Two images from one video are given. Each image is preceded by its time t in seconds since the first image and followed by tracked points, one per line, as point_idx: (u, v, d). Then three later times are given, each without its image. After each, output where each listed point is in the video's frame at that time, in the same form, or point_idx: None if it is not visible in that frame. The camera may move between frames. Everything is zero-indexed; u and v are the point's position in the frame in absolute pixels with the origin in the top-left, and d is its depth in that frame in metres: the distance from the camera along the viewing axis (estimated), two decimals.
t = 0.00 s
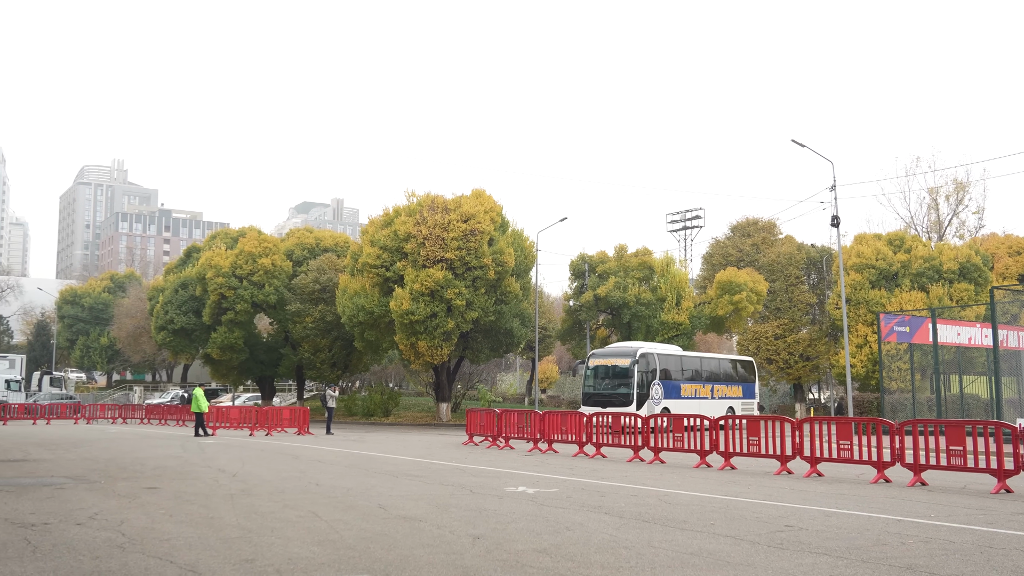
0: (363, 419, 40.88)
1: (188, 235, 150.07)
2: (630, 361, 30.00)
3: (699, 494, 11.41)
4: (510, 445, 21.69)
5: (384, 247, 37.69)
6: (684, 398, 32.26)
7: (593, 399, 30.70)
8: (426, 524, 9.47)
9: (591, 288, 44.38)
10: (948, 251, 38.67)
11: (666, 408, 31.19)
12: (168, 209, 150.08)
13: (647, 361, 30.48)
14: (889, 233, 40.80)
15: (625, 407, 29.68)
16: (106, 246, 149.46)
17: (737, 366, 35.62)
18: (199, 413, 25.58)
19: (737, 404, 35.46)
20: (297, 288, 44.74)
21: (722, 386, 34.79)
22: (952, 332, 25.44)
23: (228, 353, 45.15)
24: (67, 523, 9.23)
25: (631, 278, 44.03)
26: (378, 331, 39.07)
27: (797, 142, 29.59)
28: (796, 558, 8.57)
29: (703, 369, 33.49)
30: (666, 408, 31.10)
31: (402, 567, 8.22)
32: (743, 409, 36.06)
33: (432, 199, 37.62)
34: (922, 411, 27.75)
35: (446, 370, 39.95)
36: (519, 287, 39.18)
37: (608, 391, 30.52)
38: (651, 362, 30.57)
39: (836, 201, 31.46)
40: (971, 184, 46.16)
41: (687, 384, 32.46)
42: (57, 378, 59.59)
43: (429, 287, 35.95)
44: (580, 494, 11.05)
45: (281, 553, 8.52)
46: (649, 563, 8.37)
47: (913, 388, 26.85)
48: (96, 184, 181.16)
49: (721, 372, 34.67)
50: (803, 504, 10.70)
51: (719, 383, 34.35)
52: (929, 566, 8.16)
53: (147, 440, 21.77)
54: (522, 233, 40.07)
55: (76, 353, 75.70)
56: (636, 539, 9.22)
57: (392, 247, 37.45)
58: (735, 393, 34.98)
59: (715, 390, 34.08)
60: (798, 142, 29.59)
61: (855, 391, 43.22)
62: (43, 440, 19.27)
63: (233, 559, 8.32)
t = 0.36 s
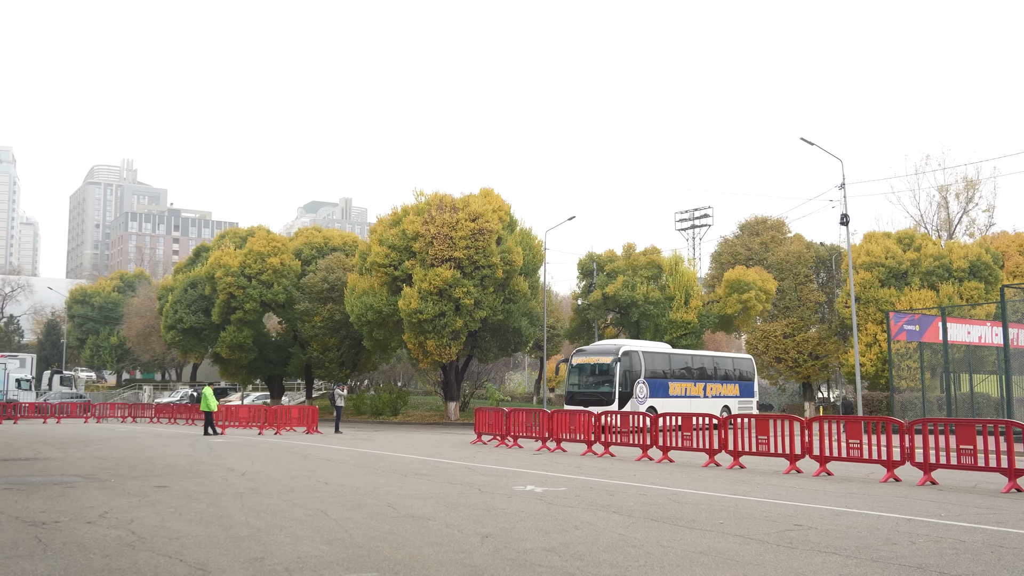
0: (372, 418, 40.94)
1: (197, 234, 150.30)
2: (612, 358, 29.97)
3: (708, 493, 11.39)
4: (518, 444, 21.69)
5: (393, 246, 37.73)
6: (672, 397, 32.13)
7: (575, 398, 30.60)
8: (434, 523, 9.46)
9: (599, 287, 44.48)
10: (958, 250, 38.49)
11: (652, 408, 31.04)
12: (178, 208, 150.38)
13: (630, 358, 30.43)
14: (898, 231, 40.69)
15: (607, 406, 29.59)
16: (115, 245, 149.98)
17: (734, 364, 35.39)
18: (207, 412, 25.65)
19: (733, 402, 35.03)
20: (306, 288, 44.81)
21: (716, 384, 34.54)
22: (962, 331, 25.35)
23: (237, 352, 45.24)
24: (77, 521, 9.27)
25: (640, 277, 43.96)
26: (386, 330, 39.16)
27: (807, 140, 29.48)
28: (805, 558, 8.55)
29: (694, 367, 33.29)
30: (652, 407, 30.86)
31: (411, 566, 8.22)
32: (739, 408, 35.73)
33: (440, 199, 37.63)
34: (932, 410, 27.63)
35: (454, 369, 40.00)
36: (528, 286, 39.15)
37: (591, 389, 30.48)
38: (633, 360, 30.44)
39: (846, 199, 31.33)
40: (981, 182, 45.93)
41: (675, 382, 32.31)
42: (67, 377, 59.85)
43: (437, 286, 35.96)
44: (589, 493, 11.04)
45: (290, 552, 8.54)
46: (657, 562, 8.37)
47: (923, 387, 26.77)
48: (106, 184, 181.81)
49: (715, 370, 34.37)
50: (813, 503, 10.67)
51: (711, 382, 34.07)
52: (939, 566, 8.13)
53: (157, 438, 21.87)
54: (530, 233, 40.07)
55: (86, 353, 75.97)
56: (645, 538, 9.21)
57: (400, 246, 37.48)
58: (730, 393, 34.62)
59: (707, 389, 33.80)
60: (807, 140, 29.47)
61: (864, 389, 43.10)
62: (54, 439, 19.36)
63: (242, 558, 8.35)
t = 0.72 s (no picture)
0: (381, 417, 41.04)
1: (206, 234, 150.74)
2: (594, 356, 29.83)
3: (717, 492, 11.36)
4: (527, 443, 21.72)
5: (401, 245, 37.78)
6: (659, 396, 31.97)
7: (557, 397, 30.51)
8: (443, 522, 9.47)
9: (608, 286, 44.61)
10: (968, 247, 38.36)
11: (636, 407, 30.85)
12: (187, 208, 150.79)
13: (612, 356, 30.30)
14: (908, 229, 40.59)
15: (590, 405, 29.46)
16: (125, 245, 150.53)
17: (729, 362, 35.30)
18: (216, 411, 25.73)
19: (728, 401, 34.93)
20: (314, 287, 44.89)
21: (708, 382, 34.36)
22: (971, 330, 25.25)
23: (246, 351, 45.34)
24: (88, 520, 9.30)
25: (648, 276, 43.89)
26: (395, 329, 39.25)
27: (816, 138, 29.22)
28: (815, 557, 8.53)
29: (683, 365, 33.13)
30: (636, 406, 30.84)
31: (420, 564, 8.23)
32: (734, 406, 35.51)
33: (448, 198, 37.63)
34: (942, 408, 27.51)
35: (462, 368, 39.99)
36: (536, 285, 39.13)
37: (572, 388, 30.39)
38: (616, 358, 30.32)
39: (855, 196, 31.21)
40: (991, 180, 45.72)
41: (663, 381, 32.15)
42: (78, 376, 60.14)
43: (446, 285, 35.98)
44: (597, 493, 11.01)
45: (300, 550, 8.56)
46: (666, 562, 8.35)
47: (933, 386, 26.66)
48: (115, 184, 182.63)
49: (708, 368, 34.29)
50: (822, 502, 10.64)
51: (702, 380, 33.85)
52: (950, 565, 8.10)
53: (166, 437, 21.98)
54: (539, 232, 40.07)
55: (96, 352, 76.26)
56: (654, 537, 9.19)
57: (409, 246, 37.53)
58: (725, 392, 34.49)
59: (698, 387, 33.60)
60: (816, 138, 29.20)
61: (874, 388, 42.98)
62: (65, 438, 19.47)
63: (252, 556, 8.37)
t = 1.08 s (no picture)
0: (390, 416, 41.13)
1: (216, 233, 151.20)
2: (574, 354, 29.84)
3: (727, 492, 11.33)
4: (536, 442, 21.71)
5: (411, 245, 37.84)
6: (646, 395, 31.70)
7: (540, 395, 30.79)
8: (453, 521, 9.47)
9: (617, 285, 44.59)
10: (979, 247, 38.16)
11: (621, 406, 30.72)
12: (197, 208, 151.21)
13: (596, 354, 30.18)
14: (919, 228, 40.50)
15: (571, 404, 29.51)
16: (136, 245, 151.16)
17: (722, 362, 34.57)
18: (225, 410, 25.80)
19: (721, 401, 34.28)
20: (324, 287, 44.98)
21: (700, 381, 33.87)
22: (983, 329, 25.12)
23: (256, 351, 45.47)
24: (99, 518, 9.33)
25: (657, 275, 43.81)
26: (404, 329, 39.32)
27: (826, 138, 28.92)
28: (826, 557, 8.49)
29: (673, 364, 32.81)
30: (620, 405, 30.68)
31: (430, 563, 8.23)
32: (729, 407, 34.85)
33: (458, 197, 37.63)
34: (953, 408, 27.38)
35: (471, 367, 40.01)
36: (545, 284, 39.08)
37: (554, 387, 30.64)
38: (599, 356, 30.20)
39: (866, 195, 31.07)
40: (1003, 179, 45.46)
41: (650, 381, 31.90)
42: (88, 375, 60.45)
43: (455, 284, 36.01)
44: (607, 492, 10.99)
45: (310, 549, 8.58)
46: (676, 562, 8.34)
47: (944, 386, 26.52)
48: (126, 184, 183.51)
49: (700, 368, 33.73)
50: (832, 502, 10.61)
51: (694, 379, 33.36)
52: (962, 566, 8.06)
53: (176, 436, 22.01)
54: (548, 231, 40.07)
55: (107, 351, 76.52)
56: (664, 537, 9.17)
57: (418, 245, 37.57)
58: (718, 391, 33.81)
59: (689, 386, 33.16)
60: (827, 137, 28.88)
61: (884, 388, 42.80)
62: (76, 437, 19.56)
63: (262, 555, 8.39)
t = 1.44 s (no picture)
0: (401, 415, 41.21)
1: (227, 233, 151.51)
2: (557, 354, 29.92)
3: (739, 492, 11.30)
4: (547, 442, 21.70)
5: (421, 244, 37.90)
6: (635, 394, 31.53)
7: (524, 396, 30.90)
8: (463, 520, 9.47)
9: (628, 284, 44.35)
10: (991, 246, 38.04)
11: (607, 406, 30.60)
12: (208, 208, 151.62)
13: (579, 354, 30.26)
14: (931, 228, 40.37)
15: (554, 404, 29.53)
16: (147, 244, 151.76)
17: (716, 361, 34.18)
18: (235, 409, 25.86)
19: (716, 399, 33.85)
20: (335, 286, 45.09)
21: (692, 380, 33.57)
22: (996, 329, 25.00)
23: (266, 350, 45.60)
24: (111, 517, 9.37)
25: (668, 275, 43.74)
26: (415, 328, 39.36)
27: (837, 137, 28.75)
28: (838, 558, 8.46)
29: (663, 364, 32.55)
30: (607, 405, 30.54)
31: (441, 563, 8.24)
32: (725, 406, 34.31)
33: (468, 197, 37.62)
34: (966, 408, 27.23)
35: (483, 366, 40.06)
36: (556, 284, 39.04)
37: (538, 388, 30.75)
38: (582, 356, 30.22)
39: (878, 194, 30.95)
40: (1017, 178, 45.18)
41: (639, 380, 31.72)
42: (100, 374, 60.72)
43: (465, 284, 36.03)
44: (618, 492, 10.97)
45: (321, 548, 8.59)
46: (687, 562, 8.31)
47: (957, 385, 26.41)
48: (138, 184, 184.34)
49: (691, 366, 33.38)
50: (844, 502, 10.56)
51: (685, 378, 33.05)
52: (975, 567, 8.00)
53: (188, 435, 22.09)
54: (558, 230, 40.05)
55: (119, 350, 76.79)
56: (674, 536, 9.16)
57: (428, 245, 37.62)
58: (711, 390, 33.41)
59: (680, 386, 32.86)
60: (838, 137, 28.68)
61: (897, 388, 42.60)
62: (88, 435, 19.66)
63: (274, 554, 8.41)
